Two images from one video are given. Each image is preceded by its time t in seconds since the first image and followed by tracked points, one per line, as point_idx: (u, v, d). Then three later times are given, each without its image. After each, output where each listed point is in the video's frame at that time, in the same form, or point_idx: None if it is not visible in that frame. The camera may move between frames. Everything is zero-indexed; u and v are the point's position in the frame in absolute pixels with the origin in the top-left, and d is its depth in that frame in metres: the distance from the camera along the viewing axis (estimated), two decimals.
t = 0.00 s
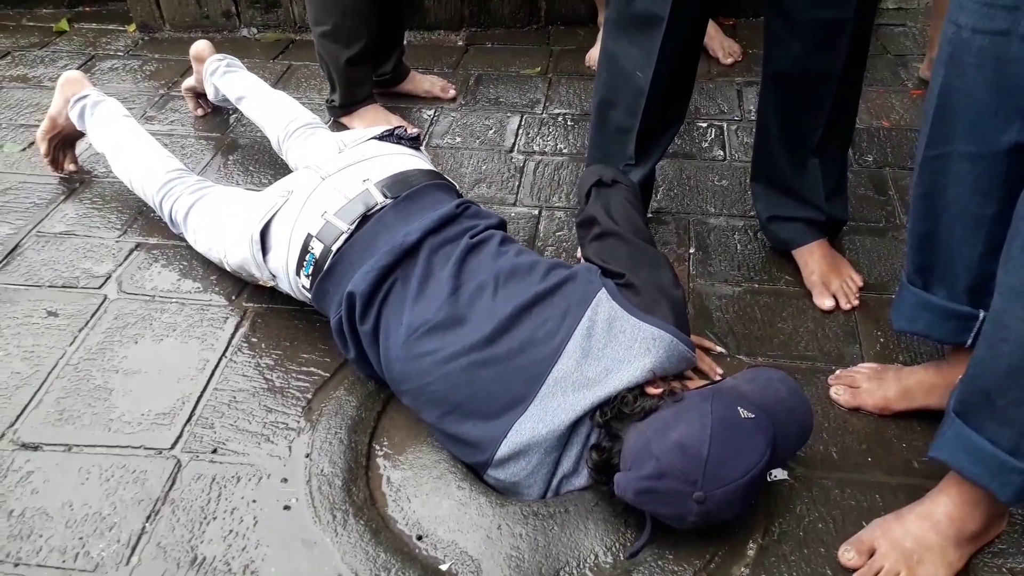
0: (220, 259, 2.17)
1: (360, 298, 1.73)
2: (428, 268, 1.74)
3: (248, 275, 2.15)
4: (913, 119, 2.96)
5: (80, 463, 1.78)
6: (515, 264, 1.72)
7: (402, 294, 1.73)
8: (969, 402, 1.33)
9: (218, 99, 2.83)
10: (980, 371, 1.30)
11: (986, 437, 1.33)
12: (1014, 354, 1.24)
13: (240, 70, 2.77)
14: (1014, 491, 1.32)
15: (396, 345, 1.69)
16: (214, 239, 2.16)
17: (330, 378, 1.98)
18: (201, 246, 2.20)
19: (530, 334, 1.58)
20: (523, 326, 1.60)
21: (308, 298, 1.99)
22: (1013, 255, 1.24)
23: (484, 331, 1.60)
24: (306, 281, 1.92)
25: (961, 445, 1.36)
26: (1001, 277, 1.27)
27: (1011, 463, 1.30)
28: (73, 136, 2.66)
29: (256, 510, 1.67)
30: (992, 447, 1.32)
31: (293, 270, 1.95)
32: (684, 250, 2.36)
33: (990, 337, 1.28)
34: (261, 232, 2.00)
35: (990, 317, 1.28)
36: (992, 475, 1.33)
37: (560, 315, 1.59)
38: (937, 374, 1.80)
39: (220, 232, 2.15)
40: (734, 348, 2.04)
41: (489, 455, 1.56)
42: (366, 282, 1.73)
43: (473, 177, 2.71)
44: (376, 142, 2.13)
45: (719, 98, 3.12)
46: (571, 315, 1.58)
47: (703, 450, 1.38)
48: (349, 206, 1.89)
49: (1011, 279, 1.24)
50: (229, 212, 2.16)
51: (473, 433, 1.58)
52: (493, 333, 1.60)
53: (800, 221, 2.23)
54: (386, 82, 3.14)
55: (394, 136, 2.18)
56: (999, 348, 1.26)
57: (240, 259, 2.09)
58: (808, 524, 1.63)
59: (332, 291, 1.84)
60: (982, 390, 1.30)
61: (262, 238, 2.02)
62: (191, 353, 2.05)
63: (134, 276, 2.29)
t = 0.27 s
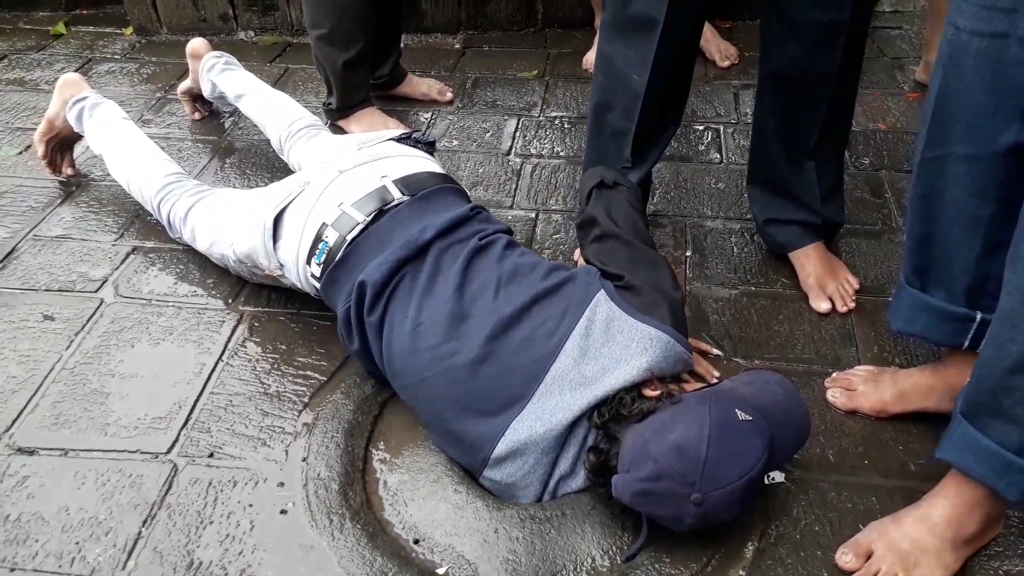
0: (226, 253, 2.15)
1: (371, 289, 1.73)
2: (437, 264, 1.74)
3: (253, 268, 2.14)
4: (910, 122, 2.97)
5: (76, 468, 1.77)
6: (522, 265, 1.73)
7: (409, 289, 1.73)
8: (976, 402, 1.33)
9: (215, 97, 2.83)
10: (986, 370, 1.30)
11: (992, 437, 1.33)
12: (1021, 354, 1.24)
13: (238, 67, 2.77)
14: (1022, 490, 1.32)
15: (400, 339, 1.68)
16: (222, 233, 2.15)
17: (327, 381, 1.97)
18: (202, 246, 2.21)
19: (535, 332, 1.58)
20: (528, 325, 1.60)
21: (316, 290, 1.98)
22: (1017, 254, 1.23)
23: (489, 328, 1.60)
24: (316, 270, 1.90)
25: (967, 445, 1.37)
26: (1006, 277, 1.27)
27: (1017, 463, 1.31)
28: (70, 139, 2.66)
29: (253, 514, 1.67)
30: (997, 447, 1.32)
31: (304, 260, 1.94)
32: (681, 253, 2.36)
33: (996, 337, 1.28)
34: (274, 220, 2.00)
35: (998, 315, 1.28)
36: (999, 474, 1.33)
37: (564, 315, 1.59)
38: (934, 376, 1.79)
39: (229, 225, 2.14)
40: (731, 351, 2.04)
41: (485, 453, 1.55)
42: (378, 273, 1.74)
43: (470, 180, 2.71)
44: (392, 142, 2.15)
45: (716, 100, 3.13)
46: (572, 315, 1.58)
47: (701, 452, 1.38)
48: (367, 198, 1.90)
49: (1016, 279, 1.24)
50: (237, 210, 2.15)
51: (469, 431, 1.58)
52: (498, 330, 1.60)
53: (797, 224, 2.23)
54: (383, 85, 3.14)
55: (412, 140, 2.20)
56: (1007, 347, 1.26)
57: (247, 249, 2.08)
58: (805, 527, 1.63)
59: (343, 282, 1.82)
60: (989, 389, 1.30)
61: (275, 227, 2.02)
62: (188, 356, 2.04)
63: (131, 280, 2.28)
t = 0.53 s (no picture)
0: (257, 228, 2.17)
1: (402, 254, 1.75)
2: (465, 236, 1.76)
3: (283, 241, 2.17)
4: (920, 110, 2.95)
5: (91, 456, 1.80)
6: (547, 243, 1.73)
7: (435, 258, 1.74)
8: (991, 387, 1.33)
9: (219, 82, 2.84)
10: (1000, 356, 1.30)
11: (1006, 422, 1.33)
12: None
13: (246, 55, 2.78)
14: None
15: (423, 305, 1.68)
16: (253, 209, 2.19)
17: (338, 370, 1.99)
18: (224, 232, 2.27)
19: (558, 304, 1.59)
20: (551, 296, 1.60)
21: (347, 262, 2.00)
22: None
23: (512, 297, 1.61)
24: (350, 238, 1.93)
25: (980, 432, 1.37)
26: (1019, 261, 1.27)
27: None
28: (84, 132, 2.68)
29: (265, 501, 1.68)
30: (1009, 431, 1.32)
31: (338, 229, 1.97)
32: (690, 243, 2.36)
33: (1011, 323, 1.27)
34: (312, 189, 2.04)
35: (1013, 300, 1.27)
36: (1013, 460, 1.34)
37: (587, 289, 1.60)
38: (945, 362, 1.78)
39: (262, 198, 2.17)
40: (741, 340, 2.04)
41: (497, 423, 1.54)
42: (412, 239, 1.76)
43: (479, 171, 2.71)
44: (426, 125, 2.19)
45: (725, 90, 3.12)
46: (593, 292, 1.58)
47: (706, 440, 1.38)
48: (404, 171, 1.94)
49: None
50: (263, 190, 2.19)
51: (482, 399, 1.56)
52: (522, 299, 1.60)
53: (807, 213, 2.23)
54: (392, 77, 3.15)
55: (441, 124, 2.27)
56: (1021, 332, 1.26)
57: (281, 221, 2.11)
58: (814, 515, 1.63)
59: (379, 248, 1.86)
60: (1003, 374, 1.30)
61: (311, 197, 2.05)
62: (200, 346, 2.06)
63: (143, 270, 2.30)
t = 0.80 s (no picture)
0: (261, 225, 2.17)
1: (404, 247, 1.76)
2: (466, 229, 1.76)
3: (287, 238, 2.17)
4: (918, 113, 2.95)
5: (89, 461, 1.79)
6: (549, 237, 1.73)
7: (436, 251, 1.74)
8: (986, 391, 1.33)
9: (218, 80, 2.83)
10: (995, 359, 1.30)
11: (1000, 425, 1.33)
12: None
13: (243, 50, 2.77)
14: None
15: (423, 298, 1.68)
16: (256, 207, 2.19)
17: (336, 374, 1.99)
18: (221, 234, 2.28)
19: (558, 298, 1.59)
20: (551, 290, 1.60)
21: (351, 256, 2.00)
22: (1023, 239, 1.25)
23: (513, 289, 1.61)
24: (354, 233, 1.93)
25: (975, 436, 1.37)
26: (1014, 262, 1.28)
27: None
28: (82, 136, 2.68)
29: (263, 506, 1.68)
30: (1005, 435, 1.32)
31: (343, 224, 1.97)
32: (688, 246, 2.36)
33: (1005, 325, 1.28)
34: (315, 184, 2.04)
35: (1006, 302, 1.28)
36: (1007, 463, 1.34)
37: (588, 283, 1.59)
38: (942, 365, 1.79)
39: (266, 195, 2.17)
40: (739, 343, 2.04)
41: (494, 417, 1.54)
42: (413, 233, 1.76)
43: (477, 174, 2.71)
44: (428, 120, 2.19)
45: (723, 93, 3.12)
46: (593, 288, 1.58)
47: (699, 446, 1.38)
48: (407, 164, 1.94)
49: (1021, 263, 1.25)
50: (264, 188, 2.20)
51: (479, 392, 1.56)
52: (522, 292, 1.60)
53: (805, 216, 2.23)
54: (390, 80, 3.15)
55: (443, 120, 2.27)
56: (1015, 334, 1.26)
57: (285, 216, 2.11)
58: (813, 519, 1.63)
59: (381, 242, 1.85)
60: (998, 377, 1.30)
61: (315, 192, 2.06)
62: (198, 350, 2.06)
63: (141, 274, 2.30)
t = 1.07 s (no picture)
0: (260, 221, 2.17)
1: (402, 240, 1.75)
2: (464, 223, 1.76)
3: (286, 234, 2.16)
4: (915, 115, 2.96)
5: (85, 463, 1.79)
6: (547, 231, 1.73)
7: (434, 244, 1.74)
8: (977, 394, 1.33)
9: (235, 70, 2.85)
10: (987, 363, 1.30)
11: (993, 429, 1.33)
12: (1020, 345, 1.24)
13: (260, 41, 2.80)
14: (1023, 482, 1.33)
15: (420, 291, 1.68)
16: (254, 205, 2.19)
17: (333, 376, 1.98)
18: (219, 234, 2.28)
19: (556, 292, 1.59)
20: (549, 284, 1.60)
21: (349, 252, 1.99)
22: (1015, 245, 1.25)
23: (510, 283, 1.61)
24: (353, 227, 1.93)
25: (967, 439, 1.37)
26: (1006, 268, 1.27)
27: (1018, 454, 1.31)
28: (79, 137, 2.67)
29: (260, 509, 1.68)
30: (997, 439, 1.32)
31: (341, 220, 1.97)
32: (686, 248, 2.36)
33: (995, 329, 1.28)
34: (314, 179, 2.04)
35: (997, 306, 1.29)
36: (999, 467, 1.34)
37: (586, 279, 1.60)
38: (937, 368, 1.79)
39: (264, 192, 2.17)
40: (736, 345, 2.04)
41: (489, 412, 1.53)
42: (411, 226, 1.76)
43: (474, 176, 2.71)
44: (426, 117, 2.19)
45: (720, 95, 3.12)
46: (591, 285, 1.58)
47: (687, 449, 1.38)
48: (405, 160, 1.94)
49: (1014, 269, 1.24)
50: (263, 185, 2.20)
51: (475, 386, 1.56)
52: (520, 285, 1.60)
53: (802, 217, 2.23)
54: (387, 82, 3.15)
55: (440, 117, 2.30)
56: (1006, 339, 1.26)
57: (283, 212, 2.10)
58: (810, 520, 1.63)
59: (380, 236, 1.86)
60: (990, 380, 1.30)
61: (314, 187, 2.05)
62: (195, 352, 2.05)
63: (137, 276, 2.30)
